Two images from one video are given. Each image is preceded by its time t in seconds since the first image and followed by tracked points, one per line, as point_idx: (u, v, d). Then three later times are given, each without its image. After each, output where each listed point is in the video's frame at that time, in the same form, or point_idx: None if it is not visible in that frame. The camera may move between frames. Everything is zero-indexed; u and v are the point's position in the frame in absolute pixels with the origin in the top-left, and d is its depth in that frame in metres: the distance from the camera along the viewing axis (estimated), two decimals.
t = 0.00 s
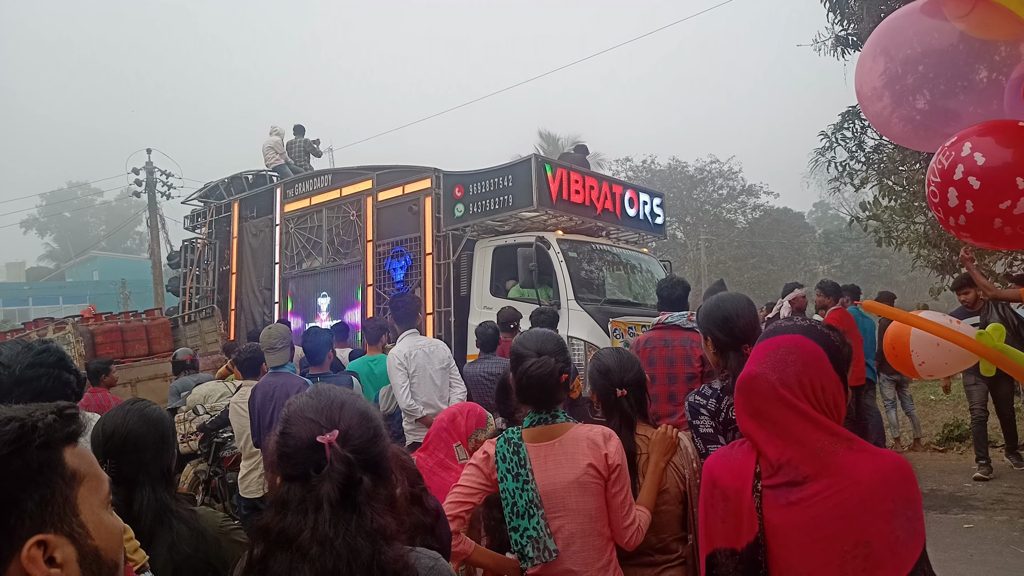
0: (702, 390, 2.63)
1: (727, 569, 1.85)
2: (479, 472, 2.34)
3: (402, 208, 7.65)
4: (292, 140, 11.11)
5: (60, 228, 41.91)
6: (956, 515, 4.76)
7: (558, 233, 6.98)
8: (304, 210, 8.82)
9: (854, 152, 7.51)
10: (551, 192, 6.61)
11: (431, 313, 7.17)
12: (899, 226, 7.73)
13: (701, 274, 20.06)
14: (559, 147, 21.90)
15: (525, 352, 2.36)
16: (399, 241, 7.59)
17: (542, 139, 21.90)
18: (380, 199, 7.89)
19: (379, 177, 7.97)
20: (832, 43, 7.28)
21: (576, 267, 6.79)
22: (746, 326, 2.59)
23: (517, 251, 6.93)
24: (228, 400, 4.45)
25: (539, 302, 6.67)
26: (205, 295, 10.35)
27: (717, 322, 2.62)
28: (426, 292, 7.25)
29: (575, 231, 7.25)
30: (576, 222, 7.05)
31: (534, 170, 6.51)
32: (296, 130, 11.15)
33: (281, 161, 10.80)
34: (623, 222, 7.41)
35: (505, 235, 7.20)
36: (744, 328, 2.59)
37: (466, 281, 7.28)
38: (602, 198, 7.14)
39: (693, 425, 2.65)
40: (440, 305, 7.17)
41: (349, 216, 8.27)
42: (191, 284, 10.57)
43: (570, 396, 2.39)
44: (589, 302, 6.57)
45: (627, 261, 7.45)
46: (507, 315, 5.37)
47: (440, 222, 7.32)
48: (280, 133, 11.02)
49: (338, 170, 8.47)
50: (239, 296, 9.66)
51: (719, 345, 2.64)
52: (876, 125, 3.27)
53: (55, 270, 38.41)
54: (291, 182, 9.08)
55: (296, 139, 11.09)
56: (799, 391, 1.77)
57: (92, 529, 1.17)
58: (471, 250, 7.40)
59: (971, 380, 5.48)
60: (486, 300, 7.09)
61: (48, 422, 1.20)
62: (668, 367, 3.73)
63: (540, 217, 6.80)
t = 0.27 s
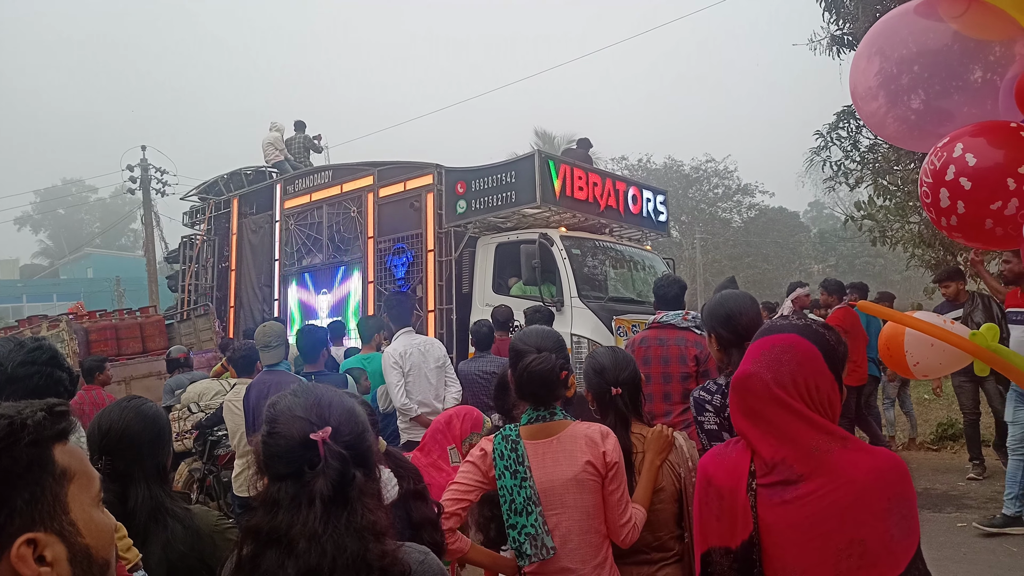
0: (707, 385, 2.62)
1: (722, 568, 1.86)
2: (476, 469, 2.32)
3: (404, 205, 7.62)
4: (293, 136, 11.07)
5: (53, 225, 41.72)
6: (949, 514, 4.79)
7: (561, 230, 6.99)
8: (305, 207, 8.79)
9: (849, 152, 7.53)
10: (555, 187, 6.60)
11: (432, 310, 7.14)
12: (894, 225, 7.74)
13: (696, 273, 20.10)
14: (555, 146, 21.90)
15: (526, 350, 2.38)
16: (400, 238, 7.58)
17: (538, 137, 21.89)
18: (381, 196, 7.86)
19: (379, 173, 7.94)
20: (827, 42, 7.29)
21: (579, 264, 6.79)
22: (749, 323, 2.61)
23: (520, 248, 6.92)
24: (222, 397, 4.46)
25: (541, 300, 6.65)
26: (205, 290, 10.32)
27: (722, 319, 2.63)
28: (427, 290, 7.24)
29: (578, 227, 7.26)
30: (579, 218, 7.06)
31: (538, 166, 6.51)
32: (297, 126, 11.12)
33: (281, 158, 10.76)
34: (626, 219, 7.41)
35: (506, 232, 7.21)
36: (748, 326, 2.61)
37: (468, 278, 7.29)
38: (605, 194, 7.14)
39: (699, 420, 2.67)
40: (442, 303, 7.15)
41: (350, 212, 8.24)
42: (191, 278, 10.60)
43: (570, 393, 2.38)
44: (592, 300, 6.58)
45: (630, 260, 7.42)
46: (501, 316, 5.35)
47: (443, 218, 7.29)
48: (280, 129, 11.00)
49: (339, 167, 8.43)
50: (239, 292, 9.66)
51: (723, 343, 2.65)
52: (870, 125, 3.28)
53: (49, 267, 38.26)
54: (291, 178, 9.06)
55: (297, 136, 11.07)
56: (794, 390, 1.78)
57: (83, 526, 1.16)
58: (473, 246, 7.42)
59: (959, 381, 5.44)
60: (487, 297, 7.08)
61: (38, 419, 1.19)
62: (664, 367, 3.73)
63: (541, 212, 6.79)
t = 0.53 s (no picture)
0: (719, 378, 2.75)
1: (723, 565, 1.86)
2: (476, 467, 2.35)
3: (409, 201, 7.61)
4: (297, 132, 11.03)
5: (53, 222, 41.70)
6: (949, 512, 4.80)
7: (568, 226, 7.00)
8: (309, 203, 8.78)
9: (849, 150, 7.52)
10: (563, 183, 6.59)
11: (438, 307, 7.15)
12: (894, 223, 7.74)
13: (696, 271, 20.10)
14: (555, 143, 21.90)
15: (527, 347, 2.38)
16: (405, 234, 7.59)
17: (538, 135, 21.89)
18: (386, 192, 7.85)
19: (384, 169, 7.93)
20: (827, 40, 7.28)
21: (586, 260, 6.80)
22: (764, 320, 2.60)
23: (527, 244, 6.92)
24: (223, 394, 4.45)
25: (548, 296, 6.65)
26: (208, 287, 10.31)
27: (739, 315, 2.64)
28: (432, 287, 7.22)
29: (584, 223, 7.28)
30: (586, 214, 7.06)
31: (544, 161, 6.50)
32: (303, 122, 11.09)
33: (285, 154, 10.77)
34: (632, 215, 7.41)
35: (511, 228, 7.21)
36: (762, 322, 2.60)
37: (473, 275, 7.27)
38: (612, 190, 7.14)
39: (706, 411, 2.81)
40: (448, 300, 7.14)
41: (355, 209, 8.20)
42: (196, 275, 10.62)
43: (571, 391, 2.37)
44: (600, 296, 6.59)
45: (635, 255, 7.44)
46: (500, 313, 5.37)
47: (449, 214, 7.27)
48: (284, 125, 10.97)
49: (344, 162, 8.40)
50: (243, 289, 9.66)
51: (740, 339, 2.67)
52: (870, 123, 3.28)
53: (49, 264, 38.25)
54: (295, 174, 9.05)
55: (301, 132, 11.02)
56: (796, 387, 1.77)
57: (81, 523, 1.16)
58: (479, 244, 7.38)
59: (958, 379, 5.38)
60: (494, 293, 7.05)
61: (35, 416, 1.19)
62: (662, 365, 3.73)
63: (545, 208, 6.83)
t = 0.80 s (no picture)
0: (719, 373, 2.77)
1: (724, 561, 1.87)
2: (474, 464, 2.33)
3: (414, 195, 7.60)
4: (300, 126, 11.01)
5: (51, 217, 41.63)
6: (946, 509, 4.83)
7: (574, 221, 6.98)
8: (312, 197, 8.78)
9: (848, 147, 7.53)
10: (568, 178, 6.59)
11: (442, 303, 7.15)
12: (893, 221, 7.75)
13: (695, 268, 20.11)
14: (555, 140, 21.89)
15: (525, 343, 2.39)
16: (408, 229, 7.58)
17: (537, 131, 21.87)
18: (389, 186, 7.85)
19: (387, 164, 7.92)
20: (827, 37, 7.28)
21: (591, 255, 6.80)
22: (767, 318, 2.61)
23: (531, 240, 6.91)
24: (224, 389, 4.42)
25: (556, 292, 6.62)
26: (209, 282, 10.31)
27: (741, 312, 2.65)
28: (435, 282, 7.23)
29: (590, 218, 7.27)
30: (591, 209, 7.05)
31: (550, 156, 6.49)
32: (306, 117, 11.09)
33: (287, 148, 10.77)
34: (638, 210, 7.40)
35: (515, 224, 7.22)
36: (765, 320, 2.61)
37: (477, 270, 7.30)
38: (617, 184, 7.14)
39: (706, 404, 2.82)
40: (452, 295, 7.14)
41: (358, 203, 8.21)
42: (197, 270, 10.63)
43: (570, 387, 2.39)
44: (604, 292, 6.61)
45: (639, 249, 7.45)
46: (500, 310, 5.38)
47: (452, 210, 7.28)
48: (287, 119, 10.96)
49: (346, 157, 8.39)
50: (244, 284, 9.66)
51: (743, 336, 2.68)
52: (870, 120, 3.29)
53: (47, 259, 38.21)
54: (298, 168, 9.04)
55: (303, 127, 11.00)
56: (797, 383, 1.78)
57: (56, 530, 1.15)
58: (483, 238, 7.42)
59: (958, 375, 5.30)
60: (497, 289, 7.08)
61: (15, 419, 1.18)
62: (660, 362, 3.74)
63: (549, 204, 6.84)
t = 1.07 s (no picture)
0: (702, 373, 2.74)
1: (727, 560, 1.86)
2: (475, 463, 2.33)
3: (418, 194, 7.59)
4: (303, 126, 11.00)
5: (52, 218, 41.65)
6: (948, 509, 4.82)
7: (580, 219, 6.98)
8: (315, 196, 8.78)
9: (849, 146, 7.53)
10: (574, 175, 6.58)
11: (447, 301, 7.12)
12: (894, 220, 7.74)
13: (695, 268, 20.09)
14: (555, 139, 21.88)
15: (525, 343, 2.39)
16: (413, 228, 7.57)
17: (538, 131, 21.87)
18: (393, 184, 7.86)
19: (391, 163, 7.92)
20: (827, 36, 7.28)
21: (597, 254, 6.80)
22: (749, 317, 2.64)
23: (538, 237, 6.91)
24: (222, 390, 4.46)
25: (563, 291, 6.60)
26: (214, 281, 10.32)
27: (724, 312, 2.68)
28: (440, 281, 7.24)
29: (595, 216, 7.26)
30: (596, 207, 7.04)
31: (555, 154, 6.48)
32: (308, 117, 11.08)
33: (290, 147, 10.78)
34: (644, 207, 7.39)
35: (521, 222, 7.21)
36: (747, 319, 2.64)
37: (482, 268, 7.30)
38: (623, 182, 7.13)
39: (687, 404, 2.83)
40: (457, 294, 7.14)
41: (362, 202, 8.21)
42: (201, 269, 10.65)
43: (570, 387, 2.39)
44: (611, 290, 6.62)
45: (645, 246, 7.44)
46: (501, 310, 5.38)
47: (457, 207, 7.27)
48: (291, 118, 10.98)
49: (349, 156, 8.39)
50: (247, 284, 9.65)
51: (726, 334, 2.70)
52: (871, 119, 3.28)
53: (48, 260, 38.24)
54: (301, 167, 9.04)
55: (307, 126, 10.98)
56: (800, 381, 1.78)
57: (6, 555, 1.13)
58: (488, 237, 7.40)
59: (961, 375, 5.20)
60: (502, 289, 7.09)
61: None
62: (664, 361, 3.73)
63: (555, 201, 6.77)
